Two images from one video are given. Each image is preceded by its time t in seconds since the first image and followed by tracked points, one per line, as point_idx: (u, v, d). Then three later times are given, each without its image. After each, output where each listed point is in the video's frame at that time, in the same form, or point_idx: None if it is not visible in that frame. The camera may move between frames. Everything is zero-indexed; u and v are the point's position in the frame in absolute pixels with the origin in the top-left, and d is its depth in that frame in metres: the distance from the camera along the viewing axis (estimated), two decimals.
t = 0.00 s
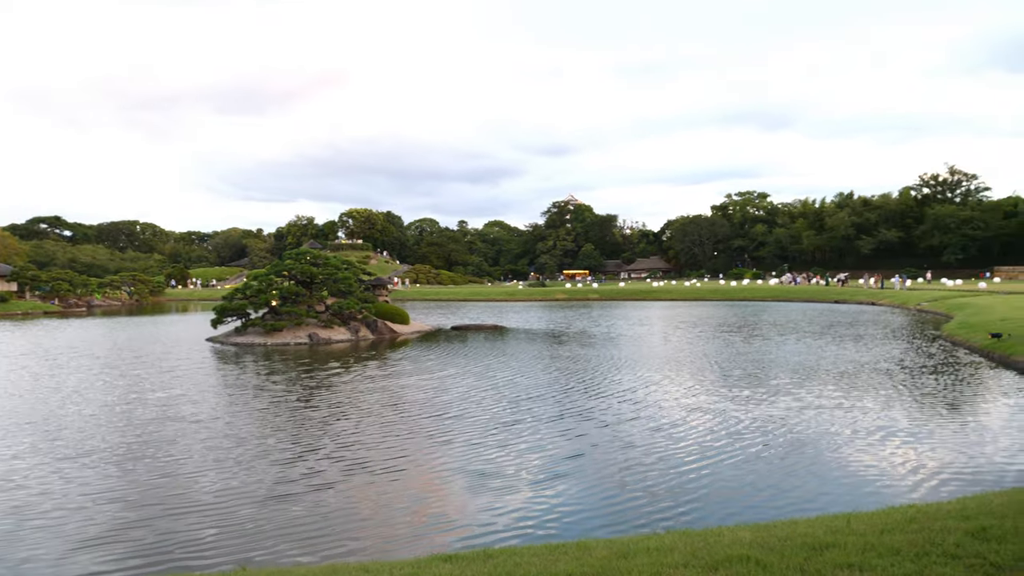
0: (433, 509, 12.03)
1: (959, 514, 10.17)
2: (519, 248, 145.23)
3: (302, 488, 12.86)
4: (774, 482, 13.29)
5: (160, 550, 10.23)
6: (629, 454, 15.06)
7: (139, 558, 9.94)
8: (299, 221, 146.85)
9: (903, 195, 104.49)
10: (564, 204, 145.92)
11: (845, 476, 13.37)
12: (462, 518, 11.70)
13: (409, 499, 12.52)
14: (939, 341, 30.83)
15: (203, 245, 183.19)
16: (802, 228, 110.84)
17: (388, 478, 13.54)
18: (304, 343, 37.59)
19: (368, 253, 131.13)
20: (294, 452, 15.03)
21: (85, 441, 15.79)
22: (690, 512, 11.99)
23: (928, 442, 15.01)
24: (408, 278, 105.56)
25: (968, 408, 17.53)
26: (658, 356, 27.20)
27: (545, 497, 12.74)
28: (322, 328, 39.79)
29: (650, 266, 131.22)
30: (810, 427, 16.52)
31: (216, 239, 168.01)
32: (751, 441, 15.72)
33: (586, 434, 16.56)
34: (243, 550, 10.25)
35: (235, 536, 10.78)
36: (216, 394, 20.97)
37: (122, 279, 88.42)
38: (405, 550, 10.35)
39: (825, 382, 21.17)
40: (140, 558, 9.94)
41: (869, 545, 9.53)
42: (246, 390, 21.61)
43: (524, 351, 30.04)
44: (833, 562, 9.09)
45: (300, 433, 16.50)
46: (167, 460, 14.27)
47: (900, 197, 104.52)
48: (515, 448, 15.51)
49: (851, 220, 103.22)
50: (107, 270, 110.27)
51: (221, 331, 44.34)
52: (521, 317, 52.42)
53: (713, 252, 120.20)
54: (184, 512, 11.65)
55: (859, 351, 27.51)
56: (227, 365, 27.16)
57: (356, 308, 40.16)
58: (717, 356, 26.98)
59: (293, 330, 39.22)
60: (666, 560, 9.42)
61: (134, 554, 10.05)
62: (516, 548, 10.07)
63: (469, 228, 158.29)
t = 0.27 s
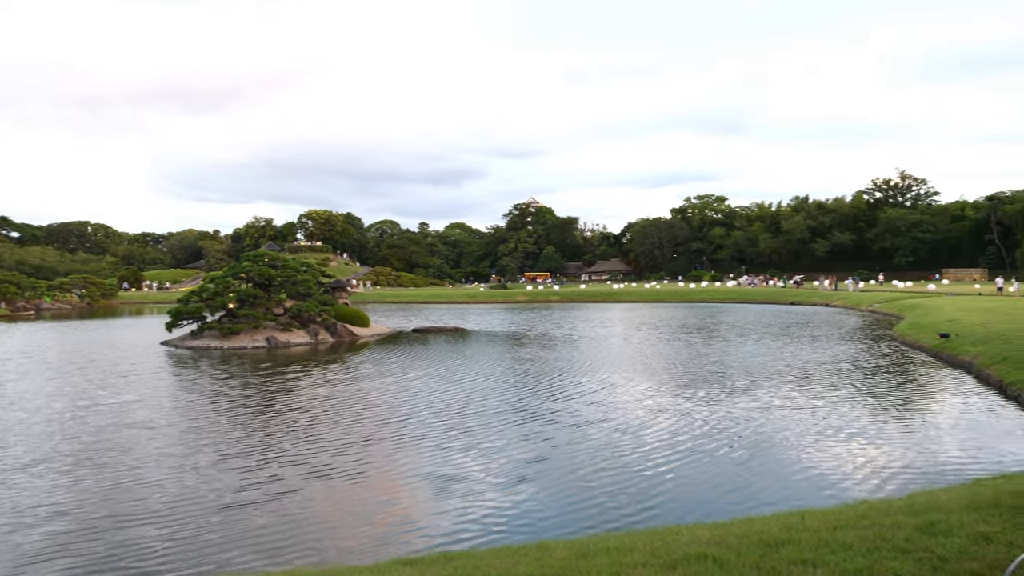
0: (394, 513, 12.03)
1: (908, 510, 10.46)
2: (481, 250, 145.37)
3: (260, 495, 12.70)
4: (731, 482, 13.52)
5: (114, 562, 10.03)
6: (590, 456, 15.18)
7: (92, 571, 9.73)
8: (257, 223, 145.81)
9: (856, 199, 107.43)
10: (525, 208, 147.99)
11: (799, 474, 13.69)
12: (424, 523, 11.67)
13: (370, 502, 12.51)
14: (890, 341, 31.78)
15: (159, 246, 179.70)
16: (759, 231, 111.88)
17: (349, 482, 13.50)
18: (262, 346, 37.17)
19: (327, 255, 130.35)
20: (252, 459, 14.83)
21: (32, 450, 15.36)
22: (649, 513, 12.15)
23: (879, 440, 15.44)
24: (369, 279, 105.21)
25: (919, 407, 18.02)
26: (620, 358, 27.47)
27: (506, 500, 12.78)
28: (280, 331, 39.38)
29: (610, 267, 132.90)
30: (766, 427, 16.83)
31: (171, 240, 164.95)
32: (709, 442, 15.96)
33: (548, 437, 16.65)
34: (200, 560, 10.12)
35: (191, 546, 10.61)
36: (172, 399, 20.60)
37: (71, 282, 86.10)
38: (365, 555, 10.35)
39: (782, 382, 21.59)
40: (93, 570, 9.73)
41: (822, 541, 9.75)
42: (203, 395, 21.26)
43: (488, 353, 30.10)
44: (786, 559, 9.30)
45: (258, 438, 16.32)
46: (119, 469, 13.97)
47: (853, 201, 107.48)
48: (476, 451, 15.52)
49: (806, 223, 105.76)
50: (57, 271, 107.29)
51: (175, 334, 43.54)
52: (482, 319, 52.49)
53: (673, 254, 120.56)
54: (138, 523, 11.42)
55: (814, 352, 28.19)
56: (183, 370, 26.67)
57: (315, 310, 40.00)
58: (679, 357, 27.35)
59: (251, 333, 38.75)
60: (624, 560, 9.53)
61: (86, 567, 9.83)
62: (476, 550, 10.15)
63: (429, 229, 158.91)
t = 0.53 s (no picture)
0: (366, 517, 12.01)
1: (875, 507, 10.62)
2: (451, 250, 143.64)
3: (229, 501, 12.58)
4: (703, 482, 13.64)
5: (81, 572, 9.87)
6: (563, 458, 15.23)
7: None
8: (225, 223, 144.86)
9: (823, 202, 109.11)
10: (495, 209, 147.64)
11: (769, 474, 13.87)
12: (396, 527, 11.63)
13: (343, 507, 12.47)
14: (858, 342, 32.38)
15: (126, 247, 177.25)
16: (728, 233, 113.69)
17: (321, 486, 13.44)
18: (231, 349, 36.84)
19: (297, 256, 129.67)
20: (223, 465, 14.68)
21: None
22: (621, 513, 12.25)
23: (848, 439, 15.69)
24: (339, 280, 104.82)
25: (886, 406, 18.35)
26: (594, 360, 27.61)
27: (480, 503, 12.78)
28: (250, 334, 39.07)
29: (582, 269, 133.28)
30: (737, 428, 17.02)
31: (137, 241, 162.68)
32: (680, 443, 16.10)
33: (521, 439, 16.69)
34: (170, 569, 10.00)
35: (159, 555, 10.46)
36: (140, 404, 20.31)
37: (35, 284, 84.62)
38: (336, 560, 10.32)
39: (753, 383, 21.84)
40: None
41: (791, 539, 9.87)
42: (172, 400, 20.99)
43: (462, 355, 30.09)
44: (756, 557, 9.39)
45: (229, 443, 16.17)
46: (84, 476, 13.75)
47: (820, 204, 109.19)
48: (450, 454, 15.53)
49: (775, 225, 107.11)
50: (19, 272, 105.26)
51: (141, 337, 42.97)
52: (455, 321, 52.46)
53: (644, 256, 121.64)
54: (104, 532, 11.25)
55: (784, 353, 28.56)
56: (151, 374, 26.29)
57: (285, 312, 39.70)
58: (653, 358, 27.56)
59: (219, 336, 38.35)
60: (596, 560, 9.58)
61: None
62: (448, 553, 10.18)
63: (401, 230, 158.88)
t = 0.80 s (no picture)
0: (331, 521, 11.98)
1: (833, 504, 10.85)
2: (417, 252, 143.37)
3: (191, 508, 12.44)
4: (666, 482, 13.81)
5: None
6: (529, 460, 15.31)
7: None
8: (186, 223, 143.31)
9: (784, 204, 111.05)
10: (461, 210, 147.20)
11: (730, 472, 14.10)
12: (360, 530, 11.62)
13: (308, 511, 12.41)
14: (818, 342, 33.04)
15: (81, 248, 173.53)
16: (692, 235, 115.45)
17: (285, 491, 13.35)
18: (191, 351, 36.38)
19: (259, 257, 128.44)
20: (184, 470, 14.49)
21: None
22: (585, 513, 12.37)
23: (806, 438, 16.00)
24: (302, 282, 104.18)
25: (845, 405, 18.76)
26: (562, 360, 27.77)
27: (445, 505, 12.80)
28: (211, 336, 38.60)
29: (547, 271, 133.66)
30: (702, 427, 17.25)
31: (94, 241, 159.24)
32: (645, 443, 16.28)
33: (489, 441, 16.74)
34: None
35: (119, 564, 10.30)
36: (98, 409, 19.90)
37: None
38: (300, 565, 10.27)
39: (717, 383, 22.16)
40: None
41: (751, 536, 10.02)
42: (131, 405, 20.60)
43: (430, 357, 30.04)
44: (718, 554, 9.52)
45: (190, 448, 15.96)
46: (40, 485, 13.47)
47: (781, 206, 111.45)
48: (416, 456, 15.52)
49: (737, 227, 108.79)
50: None
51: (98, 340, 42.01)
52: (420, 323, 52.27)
53: (610, 257, 122.13)
54: (60, 542, 11.05)
55: (748, 352, 29.03)
56: (109, 378, 25.73)
57: (246, 314, 39.30)
58: (620, 359, 27.80)
59: (179, 338, 37.82)
60: (561, 561, 9.63)
61: None
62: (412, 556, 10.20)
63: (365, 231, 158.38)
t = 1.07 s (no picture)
0: (298, 525, 11.91)
1: (794, 501, 11.03)
2: (383, 253, 143.66)
3: (154, 516, 12.24)
4: (631, 481, 13.94)
5: None
6: (498, 461, 15.36)
7: None
8: (147, 224, 141.48)
9: (747, 206, 112.51)
10: (428, 211, 147.26)
11: (695, 472, 14.28)
12: (326, 535, 11.57)
13: (274, 516, 12.31)
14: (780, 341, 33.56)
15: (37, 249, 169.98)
16: (656, 236, 116.89)
17: (250, 496, 13.24)
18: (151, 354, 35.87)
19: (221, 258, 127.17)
20: (147, 477, 14.26)
21: None
22: (552, 514, 12.46)
23: (768, 437, 16.26)
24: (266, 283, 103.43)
25: (807, 404, 19.11)
26: (532, 361, 27.87)
27: (413, 508, 12.80)
28: (172, 338, 38.05)
29: (513, 271, 133.98)
30: (668, 427, 17.42)
31: (50, 242, 155.99)
32: (613, 443, 16.39)
33: (457, 443, 16.74)
34: None
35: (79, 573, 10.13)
36: (56, 415, 19.47)
37: None
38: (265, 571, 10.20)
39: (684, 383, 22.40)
40: None
41: (715, 534, 10.14)
42: (90, 410, 20.21)
43: (399, 359, 29.96)
44: (683, 552, 9.60)
45: (153, 454, 15.71)
46: None
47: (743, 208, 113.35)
48: (384, 459, 15.47)
49: (701, 228, 110.22)
50: None
51: (54, 344, 41.09)
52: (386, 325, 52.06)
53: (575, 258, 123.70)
54: (16, 553, 10.81)
55: (715, 352, 29.39)
56: (67, 382, 25.18)
57: (208, 316, 38.83)
58: (589, 360, 27.98)
59: (139, 341, 37.28)
60: (528, 561, 9.66)
61: None
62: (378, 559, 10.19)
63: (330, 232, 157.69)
